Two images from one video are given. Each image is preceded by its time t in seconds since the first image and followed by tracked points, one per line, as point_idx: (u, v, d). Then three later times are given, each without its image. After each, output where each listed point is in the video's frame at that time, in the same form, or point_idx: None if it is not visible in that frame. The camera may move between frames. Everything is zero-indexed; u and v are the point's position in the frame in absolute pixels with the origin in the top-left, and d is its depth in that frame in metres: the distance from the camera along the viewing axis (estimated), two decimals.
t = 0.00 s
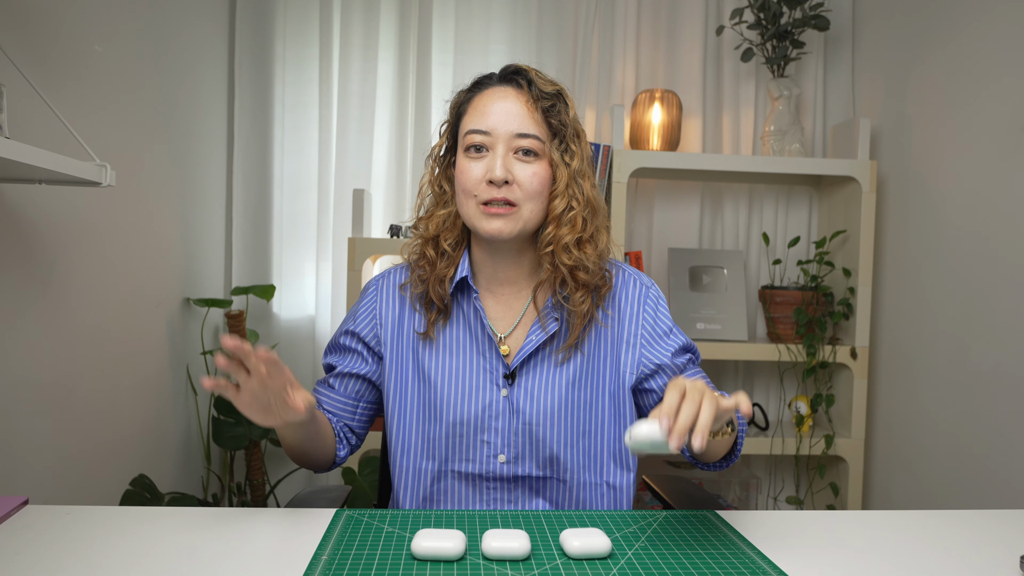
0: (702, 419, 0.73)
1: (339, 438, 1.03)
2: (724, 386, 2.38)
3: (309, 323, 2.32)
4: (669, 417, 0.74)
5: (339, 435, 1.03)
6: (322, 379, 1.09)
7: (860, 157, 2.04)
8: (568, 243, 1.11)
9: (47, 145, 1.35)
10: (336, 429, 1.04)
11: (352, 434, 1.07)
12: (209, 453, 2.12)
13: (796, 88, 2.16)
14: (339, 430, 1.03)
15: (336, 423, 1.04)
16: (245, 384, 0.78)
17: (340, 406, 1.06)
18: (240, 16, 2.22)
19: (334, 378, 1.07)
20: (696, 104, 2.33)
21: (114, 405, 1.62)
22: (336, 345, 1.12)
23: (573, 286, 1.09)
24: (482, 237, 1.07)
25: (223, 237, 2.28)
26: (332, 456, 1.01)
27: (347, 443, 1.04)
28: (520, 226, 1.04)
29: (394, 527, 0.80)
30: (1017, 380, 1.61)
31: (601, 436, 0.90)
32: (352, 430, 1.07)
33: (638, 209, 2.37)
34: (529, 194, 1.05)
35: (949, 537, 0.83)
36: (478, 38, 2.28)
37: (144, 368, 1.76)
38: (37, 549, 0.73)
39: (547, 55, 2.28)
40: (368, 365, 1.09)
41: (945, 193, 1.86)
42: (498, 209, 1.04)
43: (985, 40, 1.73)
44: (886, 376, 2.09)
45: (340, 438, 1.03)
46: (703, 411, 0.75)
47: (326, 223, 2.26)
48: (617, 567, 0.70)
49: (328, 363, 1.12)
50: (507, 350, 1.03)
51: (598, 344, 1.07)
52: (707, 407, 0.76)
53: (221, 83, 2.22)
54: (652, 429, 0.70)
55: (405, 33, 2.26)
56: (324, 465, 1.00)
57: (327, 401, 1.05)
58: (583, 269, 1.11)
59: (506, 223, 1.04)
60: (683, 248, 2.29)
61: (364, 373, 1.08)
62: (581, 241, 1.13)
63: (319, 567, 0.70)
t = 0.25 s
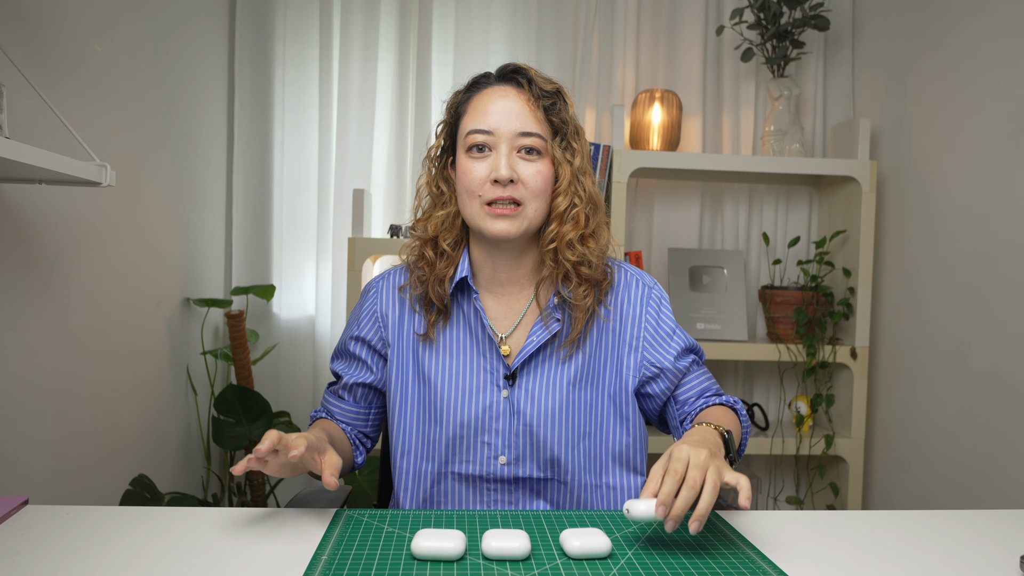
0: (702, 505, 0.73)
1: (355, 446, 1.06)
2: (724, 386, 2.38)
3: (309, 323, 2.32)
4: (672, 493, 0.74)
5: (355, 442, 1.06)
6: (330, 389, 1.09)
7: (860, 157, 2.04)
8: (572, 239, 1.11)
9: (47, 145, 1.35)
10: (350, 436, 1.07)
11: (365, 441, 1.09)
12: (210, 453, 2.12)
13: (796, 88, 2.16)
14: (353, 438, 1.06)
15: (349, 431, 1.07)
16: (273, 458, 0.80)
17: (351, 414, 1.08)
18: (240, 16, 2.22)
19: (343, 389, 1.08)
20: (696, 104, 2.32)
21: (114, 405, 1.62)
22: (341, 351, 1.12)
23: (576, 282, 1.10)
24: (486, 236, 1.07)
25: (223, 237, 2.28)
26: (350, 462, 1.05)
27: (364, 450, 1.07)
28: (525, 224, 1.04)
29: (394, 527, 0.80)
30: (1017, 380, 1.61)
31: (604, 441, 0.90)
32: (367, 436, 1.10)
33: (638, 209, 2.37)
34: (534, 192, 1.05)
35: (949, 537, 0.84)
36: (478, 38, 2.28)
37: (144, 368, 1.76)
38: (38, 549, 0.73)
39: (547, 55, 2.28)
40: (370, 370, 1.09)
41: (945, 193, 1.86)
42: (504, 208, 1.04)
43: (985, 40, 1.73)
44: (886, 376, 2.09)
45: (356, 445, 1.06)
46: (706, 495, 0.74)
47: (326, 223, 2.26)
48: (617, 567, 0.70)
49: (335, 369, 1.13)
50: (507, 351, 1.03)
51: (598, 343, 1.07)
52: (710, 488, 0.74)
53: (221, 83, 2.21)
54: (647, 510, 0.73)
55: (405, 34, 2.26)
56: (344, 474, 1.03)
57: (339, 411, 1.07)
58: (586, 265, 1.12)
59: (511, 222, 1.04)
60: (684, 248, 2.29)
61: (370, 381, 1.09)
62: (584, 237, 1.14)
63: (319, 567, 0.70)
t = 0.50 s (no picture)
0: (700, 521, 0.73)
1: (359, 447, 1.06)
2: (724, 386, 2.38)
3: (309, 323, 2.32)
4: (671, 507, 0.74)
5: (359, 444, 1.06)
6: (333, 391, 1.09)
7: (860, 157, 2.04)
8: (573, 239, 1.11)
9: (47, 145, 1.35)
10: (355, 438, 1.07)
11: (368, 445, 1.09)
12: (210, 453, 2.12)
13: (796, 88, 2.16)
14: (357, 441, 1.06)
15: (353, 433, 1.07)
16: (276, 452, 0.80)
17: (353, 415, 1.08)
18: (240, 16, 2.22)
19: (346, 391, 1.08)
20: (696, 104, 2.32)
21: (114, 405, 1.62)
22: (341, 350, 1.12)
23: (576, 282, 1.10)
24: (487, 236, 1.07)
25: (223, 237, 2.28)
26: (355, 465, 1.04)
27: (367, 452, 1.07)
28: (526, 224, 1.04)
29: (394, 527, 0.80)
30: (1017, 380, 1.61)
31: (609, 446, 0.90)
32: (370, 438, 1.10)
33: (638, 209, 2.37)
34: (535, 192, 1.05)
35: (949, 537, 0.83)
36: (478, 38, 2.28)
37: (144, 368, 1.76)
38: (38, 549, 0.73)
39: (547, 55, 2.28)
40: (372, 371, 1.09)
41: (945, 193, 1.86)
42: (506, 208, 1.04)
43: (985, 40, 1.73)
44: (886, 376, 2.09)
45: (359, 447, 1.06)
46: (705, 511, 0.74)
47: (326, 223, 2.26)
48: (617, 567, 0.70)
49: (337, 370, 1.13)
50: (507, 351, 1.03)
51: (598, 342, 1.07)
52: (709, 504, 0.74)
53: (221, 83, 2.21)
54: (644, 525, 0.73)
55: (405, 34, 2.26)
56: (349, 476, 1.02)
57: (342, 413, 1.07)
58: (587, 265, 1.12)
59: (513, 222, 1.03)
60: (684, 249, 2.29)
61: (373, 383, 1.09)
62: (585, 237, 1.14)
63: (319, 567, 0.69)
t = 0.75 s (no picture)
0: (702, 530, 0.73)
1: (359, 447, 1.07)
2: (724, 386, 2.38)
3: (309, 323, 2.32)
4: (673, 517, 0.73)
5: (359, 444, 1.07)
6: (334, 392, 1.09)
7: (860, 157, 2.04)
8: (573, 239, 1.12)
9: (47, 145, 1.35)
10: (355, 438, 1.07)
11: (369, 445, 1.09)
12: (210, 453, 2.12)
13: (796, 88, 2.16)
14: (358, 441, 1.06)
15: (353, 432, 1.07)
16: (278, 450, 0.80)
17: (354, 416, 1.08)
18: (240, 16, 2.22)
19: (346, 391, 1.08)
20: (696, 104, 2.33)
21: (114, 405, 1.62)
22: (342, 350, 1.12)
23: (576, 282, 1.09)
24: (488, 235, 1.07)
25: (223, 237, 2.28)
26: (356, 465, 1.04)
27: (368, 452, 1.08)
28: (527, 224, 1.04)
29: (394, 527, 0.80)
30: (1017, 380, 1.61)
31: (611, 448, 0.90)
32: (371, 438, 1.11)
33: (638, 209, 2.37)
34: (536, 191, 1.05)
35: (949, 538, 0.83)
36: (478, 38, 2.28)
37: (144, 368, 1.76)
38: (39, 549, 0.73)
39: (547, 55, 2.27)
40: (372, 372, 1.09)
41: (945, 192, 1.86)
42: (507, 207, 1.04)
43: (985, 40, 1.73)
44: (886, 376, 2.09)
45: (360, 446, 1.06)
46: (706, 519, 0.74)
47: (326, 223, 2.26)
48: (617, 566, 0.70)
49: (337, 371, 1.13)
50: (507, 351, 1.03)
51: (599, 342, 1.07)
52: (711, 513, 0.74)
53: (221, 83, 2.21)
54: (644, 536, 0.73)
55: (405, 34, 2.26)
56: (350, 477, 1.02)
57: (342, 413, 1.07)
58: (587, 264, 1.11)
59: (514, 221, 1.03)
60: (684, 249, 2.29)
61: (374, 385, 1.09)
62: (585, 237, 1.14)
63: (319, 567, 0.69)
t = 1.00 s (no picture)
0: (702, 534, 0.73)
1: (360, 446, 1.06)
2: (724, 386, 2.38)
3: (309, 323, 2.32)
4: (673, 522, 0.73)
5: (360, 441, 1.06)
6: (335, 392, 1.09)
7: (860, 157, 2.04)
8: (573, 240, 1.12)
9: (47, 146, 1.35)
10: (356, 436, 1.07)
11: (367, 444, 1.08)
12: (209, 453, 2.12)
13: (796, 88, 2.16)
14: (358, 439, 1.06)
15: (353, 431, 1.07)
16: (279, 449, 0.80)
17: (353, 415, 1.08)
18: (240, 16, 2.22)
19: (346, 390, 1.08)
20: (696, 104, 2.33)
21: (113, 405, 1.62)
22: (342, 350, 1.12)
23: (576, 282, 1.09)
24: (488, 237, 1.07)
25: (223, 237, 2.28)
26: (356, 463, 1.04)
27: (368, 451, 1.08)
28: (527, 226, 1.04)
29: (394, 526, 0.80)
30: (1017, 380, 1.61)
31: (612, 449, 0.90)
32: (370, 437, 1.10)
33: (638, 209, 2.37)
34: (537, 194, 1.05)
35: (949, 537, 0.83)
36: (478, 38, 2.28)
37: (144, 368, 1.76)
38: (39, 549, 0.73)
39: (547, 55, 2.27)
40: (372, 371, 1.09)
41: (945, 192, 1.86)
42: (507, 210, 1.04)
43: (985, 40, 1.73)
44: (886, 376, 2.09)
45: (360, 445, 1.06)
46: (706, 523, 0.74)
47: (326, 223, 2.26)
48: (617, 567, 0.70)
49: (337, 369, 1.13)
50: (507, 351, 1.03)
51: (599, 342, 1.07)
52: (710, 518, 0.74)
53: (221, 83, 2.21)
54: (643, 541, 0.73)
55: (405, 33, 2.26)
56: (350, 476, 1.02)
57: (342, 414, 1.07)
58: (587, 265, 1.12)
59: (514, 223, 1.04)
60: (684, 249, 2.29)
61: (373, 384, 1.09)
62: (586, 238, 1.14)
63: (319, 567, 0.69)
